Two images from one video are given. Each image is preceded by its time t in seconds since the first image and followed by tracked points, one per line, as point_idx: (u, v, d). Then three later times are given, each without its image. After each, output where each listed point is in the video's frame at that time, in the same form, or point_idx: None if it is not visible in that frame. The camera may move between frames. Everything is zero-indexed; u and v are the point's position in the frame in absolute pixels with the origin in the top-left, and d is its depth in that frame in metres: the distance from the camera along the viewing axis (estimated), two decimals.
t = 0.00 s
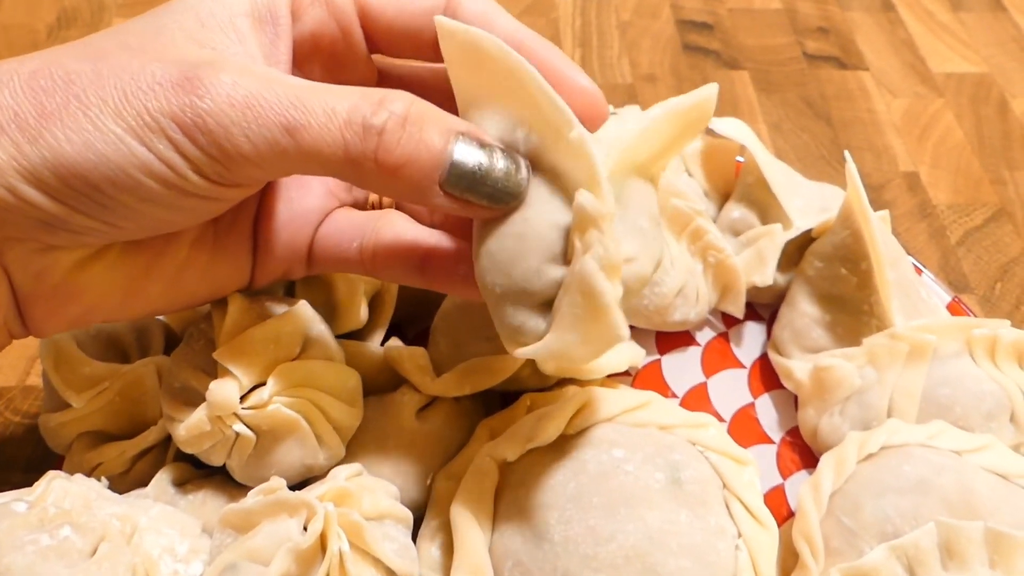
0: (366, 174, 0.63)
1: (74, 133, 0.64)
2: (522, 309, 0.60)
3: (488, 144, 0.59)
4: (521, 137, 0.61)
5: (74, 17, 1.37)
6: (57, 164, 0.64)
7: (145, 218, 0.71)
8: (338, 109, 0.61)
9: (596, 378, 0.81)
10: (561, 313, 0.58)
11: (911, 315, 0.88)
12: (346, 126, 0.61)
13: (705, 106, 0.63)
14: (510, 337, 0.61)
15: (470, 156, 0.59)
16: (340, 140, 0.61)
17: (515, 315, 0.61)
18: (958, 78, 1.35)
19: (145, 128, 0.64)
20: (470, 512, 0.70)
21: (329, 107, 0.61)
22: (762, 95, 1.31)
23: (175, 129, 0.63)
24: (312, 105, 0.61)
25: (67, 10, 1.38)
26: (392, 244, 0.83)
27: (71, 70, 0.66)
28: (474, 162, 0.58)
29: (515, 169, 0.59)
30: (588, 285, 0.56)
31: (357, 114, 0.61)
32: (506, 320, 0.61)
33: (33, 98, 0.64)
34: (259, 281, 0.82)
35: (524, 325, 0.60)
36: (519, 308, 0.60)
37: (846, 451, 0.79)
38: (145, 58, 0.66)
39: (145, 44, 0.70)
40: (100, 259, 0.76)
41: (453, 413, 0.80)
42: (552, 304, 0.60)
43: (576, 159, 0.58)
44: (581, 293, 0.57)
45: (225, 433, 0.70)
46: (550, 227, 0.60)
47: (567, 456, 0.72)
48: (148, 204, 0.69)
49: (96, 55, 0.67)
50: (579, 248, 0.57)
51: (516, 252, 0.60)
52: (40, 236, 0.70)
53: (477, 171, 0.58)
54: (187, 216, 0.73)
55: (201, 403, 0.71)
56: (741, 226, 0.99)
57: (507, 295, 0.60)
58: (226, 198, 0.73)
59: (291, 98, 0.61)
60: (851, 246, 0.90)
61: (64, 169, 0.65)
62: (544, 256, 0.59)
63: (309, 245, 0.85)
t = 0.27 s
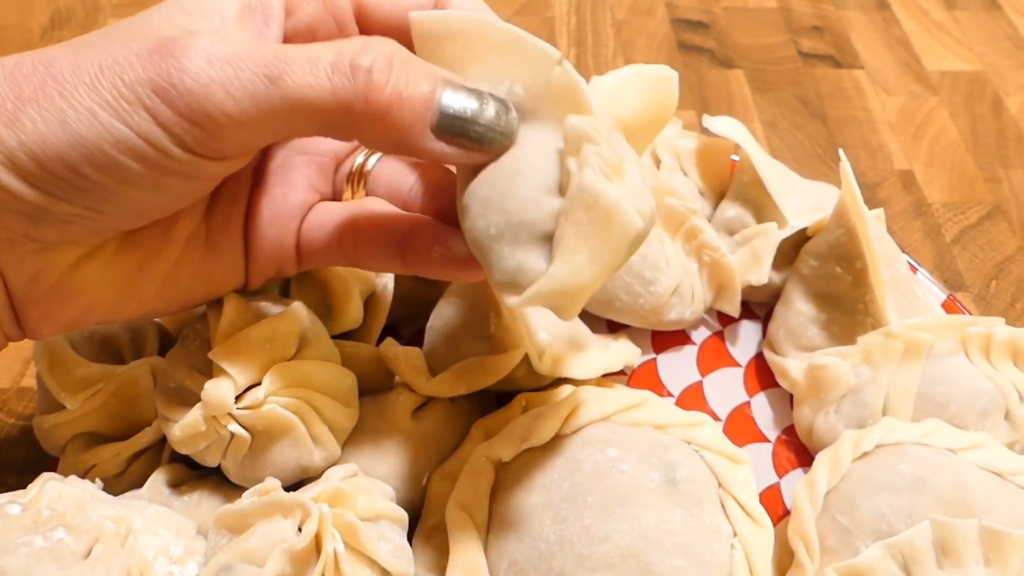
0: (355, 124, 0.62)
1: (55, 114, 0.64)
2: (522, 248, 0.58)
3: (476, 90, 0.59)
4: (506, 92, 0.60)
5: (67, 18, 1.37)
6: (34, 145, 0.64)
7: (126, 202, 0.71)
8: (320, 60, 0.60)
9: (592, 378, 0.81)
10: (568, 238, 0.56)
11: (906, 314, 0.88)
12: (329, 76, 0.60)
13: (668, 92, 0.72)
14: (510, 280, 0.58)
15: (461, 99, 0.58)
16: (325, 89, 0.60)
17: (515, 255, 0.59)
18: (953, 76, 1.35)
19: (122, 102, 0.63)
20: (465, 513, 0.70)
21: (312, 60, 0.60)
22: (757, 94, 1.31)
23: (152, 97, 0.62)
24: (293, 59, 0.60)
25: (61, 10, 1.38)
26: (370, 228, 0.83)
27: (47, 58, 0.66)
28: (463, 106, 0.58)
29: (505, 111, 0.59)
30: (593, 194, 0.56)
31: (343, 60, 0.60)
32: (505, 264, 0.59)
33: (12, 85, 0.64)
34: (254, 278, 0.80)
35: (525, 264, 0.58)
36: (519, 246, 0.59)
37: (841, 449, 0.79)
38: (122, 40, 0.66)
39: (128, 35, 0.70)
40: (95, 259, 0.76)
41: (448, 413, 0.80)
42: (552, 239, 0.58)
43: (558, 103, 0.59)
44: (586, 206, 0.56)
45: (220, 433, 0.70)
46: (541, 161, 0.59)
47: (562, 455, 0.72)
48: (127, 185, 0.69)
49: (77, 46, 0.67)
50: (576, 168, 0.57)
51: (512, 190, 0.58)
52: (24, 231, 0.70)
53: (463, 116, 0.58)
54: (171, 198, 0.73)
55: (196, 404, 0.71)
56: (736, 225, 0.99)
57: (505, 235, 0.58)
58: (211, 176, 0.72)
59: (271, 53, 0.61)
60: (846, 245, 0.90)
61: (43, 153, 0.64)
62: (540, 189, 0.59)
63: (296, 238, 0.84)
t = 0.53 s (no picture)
0: (341, 116, 0.60)
1: (40, 111, 0.63)
2: (501, 265, 0.61)
3: (456, 105, 0.61)
4: (472, 110, 0.62)
5: (65, 17, 1.37)
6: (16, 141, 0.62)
7: (114, 198, 0.70)
8: (306, 51, 0.59)
9: (589, 378, 0.82)
10: (537, 251, 0.59)
11: (903, 313, 0.89)
12: (316, 67, 0.58)
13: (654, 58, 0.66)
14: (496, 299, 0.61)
15: (442, 111, 0.60)
16: (310, 80, 0.58)
17: (494, 273, 0.61)
18: (950, 76, 1.35)
19: (106, 96, 0.62)
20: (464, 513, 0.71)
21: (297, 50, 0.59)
22: (754, 94, 1.32)
23: (135, 89, 0.61)
24: (278, 49, 0.59)
25: (57, 9, 1.38)
26: (380, 235, 0.82)
27: (34, 57, 0.65)
28: (445, 117, 0.60)
29: (482, 130, 0.61)
30: (548, 204, 0.57)
31: (330, 52, 0.59)
32: (487, 282, 0.61)
33: None
34: (254, 285, 0.81)
35: (506, 281, 0.60)
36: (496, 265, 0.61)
37: (838, 448, 0.79)
38: (108, 35, 0.65)
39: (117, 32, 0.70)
40: (96, 262, 0.76)
41: (447, 413, 0.80)
42: (528, 251, 0.60)
43: (513, 107, 0.59)
44: (547, 215, 0.58)
45: (220, 434, 0.70)
46: (504, 177, 0.61)
47: (561, 456, 0.72)
48: (115, 182, 0.68)
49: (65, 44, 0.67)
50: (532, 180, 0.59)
51: (479, 210, 0.61)
52: (19, 231, 0.69)
53: (445, 129, 0.60)
54: (157, 193, 0.72)
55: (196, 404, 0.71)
56: (734, 225, 1.00)
57: (483, 256, 0.61)
58: (195, 169, 0.71)
59: (256, 42, 0.59)
60: (843, 245, 0.90)
61: (27, 150, 0.63)
62: (507, 204, 0.60)
63: (300, 245, 0.84)
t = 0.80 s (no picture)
0: (335, 123, 0.60)
1: (37, 114, 0.63)
2: (499, 273, 0.60)
3: (451, 112, 0.61)
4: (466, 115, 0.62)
5: (63, 15, 1.37)
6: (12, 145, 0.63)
7: (113, 200, 0.70)
8: (300, 59, 0.59)
9: (589, 375, 0.82)
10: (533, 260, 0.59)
11: (902, 311, 0.89)
12: (308, 75, 0.58)
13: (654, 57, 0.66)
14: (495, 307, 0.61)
15: (436, 118, 0.60)
16: (304, 89, 0.58)
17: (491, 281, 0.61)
18: (948, 75, 1.36)
19: (103, 101, 0.62)
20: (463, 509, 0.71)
21: (291, 58, 0.59)
22: (753, 92, 1.32)
23: (130, 94, 0.61)
24: (272, 57, 0.59)
25: (56, 7, 1.37)
26: (381, 236, 0.82)
27: (33, 60, 0.65)
28: (439, 125, 0.60)
29: (476, 138, 0.61)
30: (543, 215, 0.57)
31: (324, 62, 0.59)
32: (486, 291, 0.61)
33: None
34: (254, 285, 0.81)
35: (505, 289, 0.60)
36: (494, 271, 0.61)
37: (837, 445, 0.80)
38: (105, 39, 0.65)
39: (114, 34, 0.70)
40: (95, 261, 0.76)
41: (446, 410, 0.80)
42: (525, 259, 0.60)
43: (504, 111, 0.58)
44: (542, 226, 0.57)
45: (221, 432, 0.70)
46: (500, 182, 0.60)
47: (560, 452, 0.73)
48: (113, 185, 0.68)
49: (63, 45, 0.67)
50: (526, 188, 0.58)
51: (476, 218, 0.60)
52: (19, 231, 0.70)
53: (440, 136, 0.60)
54: (154, 197, 0.72)
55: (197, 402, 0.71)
56: (733, 223, 1.00)
57: (481, 265, 0.61)
58: (192, 173, 0.71)
59: (251, 49, 0.59)
60: (842, 243, 0.90)
61: (25, 153, 0.63)
62: (502, 211, 0.60)
63: (301, 246, 0.84)
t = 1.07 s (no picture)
0: (335, 128, 0.61)
1: (39, 115, 0.63)
2: (498, 275, 0.61)
3: (450, 116, 0.62)
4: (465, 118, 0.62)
5: (63, 13, 1.37)
6: (14, 145, 0.63)
7: (115, 200, 0.70)
8: (301, 63, 0.59)
9: (587, 372, 0.83)
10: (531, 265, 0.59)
11: (898, 309, 0.89)
12: (309, 79, 0.59)
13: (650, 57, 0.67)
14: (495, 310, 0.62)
15: (436, 122, 0.60)
16: (304, 94, 0.59)
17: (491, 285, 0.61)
18: (945, 74, 1.36)
19: (105, 102, 0.62)
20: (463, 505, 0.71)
21: (292, 61, 0.59)
22: (751, 91, 1.32)
23: (132, 96, 0.61)
24: (273, 61, 0.59)
25: (56, 5, 1.38)
26: (379, 235, 0.83)
27: (35, 60, 0.66)
28: (439, 128, 0.60)
29: (475, 142, 0.62)
30: (540, 221, 0.57)
31: (326, 66, 0.59)
32: (486, 294, 0.62)
33: None
34: (254, 282, 0.82)
35: (503, 291, 0.61)
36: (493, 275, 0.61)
37: (833, 442, 0.80)
38: (110, 41, 0.65)
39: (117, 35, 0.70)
40: (94, 259, 0.76)
41: (446, 407, 0.80)
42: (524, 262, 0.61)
43: (503, 115, 0.58)
44: (540, 232, 0.58)
45: (221, 430, 0.71)
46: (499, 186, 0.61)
47: (559, 449, 0.73)
48: (114, 185, 0.68)
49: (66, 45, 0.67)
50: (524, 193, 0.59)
51: (475, 221, 0.61)
52: (21, 230, 0.70)
53: (440, 139, 0.60)
54: (156, 197, 0.72)
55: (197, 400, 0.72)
56: (731, 221, 1.00)
57: (480, 267, 0.61)
58: (194, 173, 0.71)
59: (252, 52, 0.59)
60: (839, 242, 0.90)
61: (27, 153, 0.63)
62: (501, 215, 0.61)
63: (300, 243, 0.84)
